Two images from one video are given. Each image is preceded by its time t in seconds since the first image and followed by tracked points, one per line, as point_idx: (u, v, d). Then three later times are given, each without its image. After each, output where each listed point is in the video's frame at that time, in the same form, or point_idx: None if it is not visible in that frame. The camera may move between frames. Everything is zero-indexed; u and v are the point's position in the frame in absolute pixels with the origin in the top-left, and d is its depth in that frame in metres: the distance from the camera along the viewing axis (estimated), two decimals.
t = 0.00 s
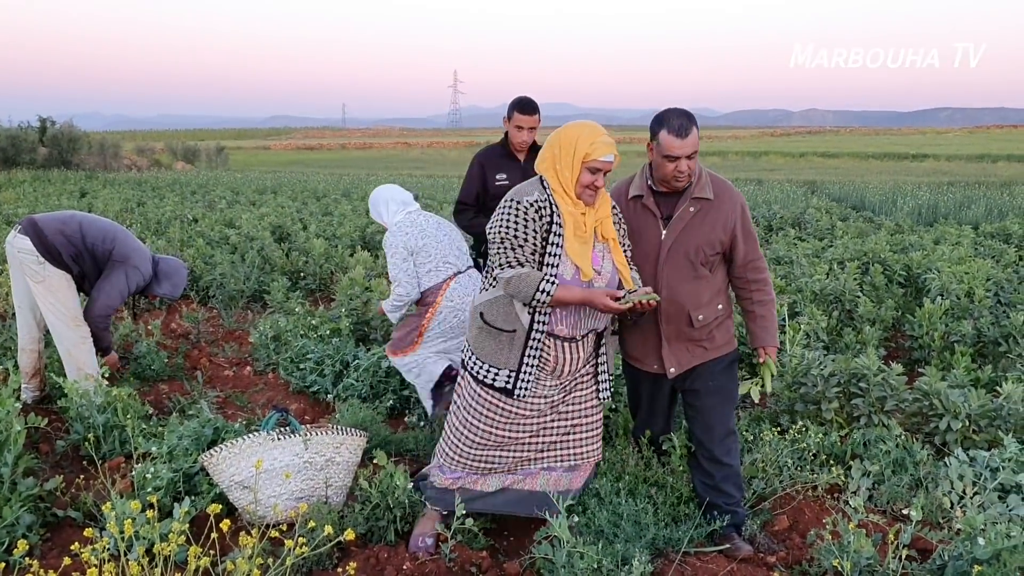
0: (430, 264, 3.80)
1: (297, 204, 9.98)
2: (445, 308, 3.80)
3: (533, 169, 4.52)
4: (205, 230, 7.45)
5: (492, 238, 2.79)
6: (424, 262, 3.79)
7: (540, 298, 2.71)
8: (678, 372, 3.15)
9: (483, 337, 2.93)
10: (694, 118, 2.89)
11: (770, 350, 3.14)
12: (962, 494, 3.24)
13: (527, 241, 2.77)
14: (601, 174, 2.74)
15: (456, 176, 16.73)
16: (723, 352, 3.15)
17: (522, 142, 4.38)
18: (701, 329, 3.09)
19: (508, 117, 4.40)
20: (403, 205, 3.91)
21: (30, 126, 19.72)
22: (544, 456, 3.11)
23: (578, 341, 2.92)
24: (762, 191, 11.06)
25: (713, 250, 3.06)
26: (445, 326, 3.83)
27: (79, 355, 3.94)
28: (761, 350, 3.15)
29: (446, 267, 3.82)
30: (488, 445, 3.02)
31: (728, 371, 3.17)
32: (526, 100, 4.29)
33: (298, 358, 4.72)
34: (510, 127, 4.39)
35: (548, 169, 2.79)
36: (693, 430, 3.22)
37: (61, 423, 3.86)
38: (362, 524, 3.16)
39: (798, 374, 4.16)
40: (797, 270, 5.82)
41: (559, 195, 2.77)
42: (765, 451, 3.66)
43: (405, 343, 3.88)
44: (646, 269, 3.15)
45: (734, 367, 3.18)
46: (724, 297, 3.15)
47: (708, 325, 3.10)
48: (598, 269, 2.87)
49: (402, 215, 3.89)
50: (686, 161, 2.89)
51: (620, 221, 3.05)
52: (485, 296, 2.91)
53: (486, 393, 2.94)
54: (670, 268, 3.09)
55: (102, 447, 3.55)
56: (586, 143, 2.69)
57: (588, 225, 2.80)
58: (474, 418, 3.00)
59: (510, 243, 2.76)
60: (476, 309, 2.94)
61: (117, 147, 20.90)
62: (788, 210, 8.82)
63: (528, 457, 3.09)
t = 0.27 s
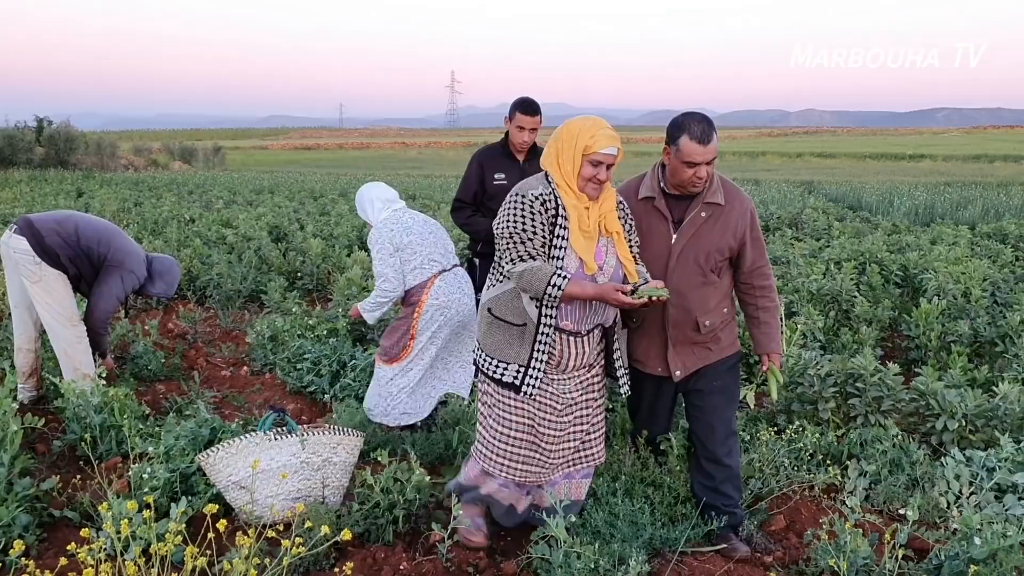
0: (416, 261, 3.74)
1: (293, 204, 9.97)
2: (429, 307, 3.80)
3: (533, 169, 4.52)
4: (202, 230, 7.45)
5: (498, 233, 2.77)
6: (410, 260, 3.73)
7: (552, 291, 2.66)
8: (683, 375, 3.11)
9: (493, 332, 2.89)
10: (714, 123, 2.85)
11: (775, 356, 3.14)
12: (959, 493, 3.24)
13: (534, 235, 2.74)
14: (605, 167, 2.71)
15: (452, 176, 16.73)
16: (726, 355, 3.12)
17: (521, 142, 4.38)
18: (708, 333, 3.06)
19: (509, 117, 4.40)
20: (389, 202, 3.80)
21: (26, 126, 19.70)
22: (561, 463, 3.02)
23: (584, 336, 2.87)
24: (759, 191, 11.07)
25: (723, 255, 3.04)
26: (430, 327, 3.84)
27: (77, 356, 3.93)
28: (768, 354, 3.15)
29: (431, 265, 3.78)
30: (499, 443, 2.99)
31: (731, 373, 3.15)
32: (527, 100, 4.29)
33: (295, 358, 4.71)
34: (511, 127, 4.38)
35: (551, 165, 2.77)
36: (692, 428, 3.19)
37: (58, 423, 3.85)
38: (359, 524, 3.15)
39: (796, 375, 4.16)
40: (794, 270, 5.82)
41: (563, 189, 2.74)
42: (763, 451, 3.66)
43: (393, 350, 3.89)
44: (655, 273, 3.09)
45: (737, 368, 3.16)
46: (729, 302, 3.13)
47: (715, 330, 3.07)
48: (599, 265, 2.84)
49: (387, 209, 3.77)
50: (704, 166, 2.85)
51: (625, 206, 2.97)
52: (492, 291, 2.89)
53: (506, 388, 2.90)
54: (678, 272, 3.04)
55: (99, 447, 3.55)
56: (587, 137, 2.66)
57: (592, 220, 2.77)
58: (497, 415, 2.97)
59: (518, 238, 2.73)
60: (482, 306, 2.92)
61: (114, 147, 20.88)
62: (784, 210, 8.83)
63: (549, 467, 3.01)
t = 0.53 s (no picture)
0: (395, 255, 3.79)
1: (289, 204, 9.97)
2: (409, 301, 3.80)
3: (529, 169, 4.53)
4: (198, 230, 7.45)
5: (479, 235, 2.73)
6: (390, 254, 3.78)
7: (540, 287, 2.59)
8: (689, 377, 3.09)
9: (483, 342, 2.83)
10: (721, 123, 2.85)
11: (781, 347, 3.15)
12: (953, 492, 3.25)
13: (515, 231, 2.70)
14: (578, 161, 2.70)
15: (448, 175, 16.73)
16: (728, 356, 3.13)
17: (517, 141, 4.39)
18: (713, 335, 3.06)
19: (506, 116, 4.41)
20: (376, 198, 3.87)
21: (21, 125, 19.66)
22: (565, 470, 2.94)
23: (577, 330, 2.83)
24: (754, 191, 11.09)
25: (727, 256, 3.04)
26: (413, 324, 3.82)
27: (72, 354, 3.93)
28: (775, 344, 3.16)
29: (410, 259, 3.81)
30: (500, 452, 2.90)
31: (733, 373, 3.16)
32: (524, 100, 4.30)
33: (291, 358, 4.71)
34: (508, 127, 4.39)
35: (525, 161, 2.77)
36: (689, 428, 3.19)
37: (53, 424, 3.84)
38: (354, 524, 3.15)
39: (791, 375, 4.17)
40: (789, 270, 5.84)
41: (539, 185, 2.73)
42: (758, 451, 3.67)
43: (378, 349, 3.87)
44: (660, 275, 3.06)
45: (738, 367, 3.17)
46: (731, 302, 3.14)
47: (719, 331, 3.07)
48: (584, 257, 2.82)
49: (370, 204, 3.84)
50: (711, 167, 2.85)
51: (604, 201, 3.00)
52: (478, 299, 2.83)
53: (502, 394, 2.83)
54: (685, 274, 3.02)
55: (94, 447, 3.54)
56: (555, 131, 2.65)
57: (570, 214, 2.76)
58: (492, 425, 2.90)
59: (496, 238, 2.69)
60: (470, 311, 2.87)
61: (109, 146, 20.85)
62: (779, 210, 8.85)
63: (556, 472, 2.91)
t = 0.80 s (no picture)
0: (382, 257, 3.85)
1: (287, 204, 9.97)
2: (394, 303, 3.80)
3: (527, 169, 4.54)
4: (196, 230, 7.44)
5: (465, 235, 2.73)
6: (376, 256, 3.84)
7: (525, 287, 2.60)
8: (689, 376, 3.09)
9: (474, 342, 2.82)
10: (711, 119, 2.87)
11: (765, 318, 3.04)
12: (952, 492, 3.26)
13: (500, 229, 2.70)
14: (559, 157, 2.71)
15: (446, 175, 16.72)
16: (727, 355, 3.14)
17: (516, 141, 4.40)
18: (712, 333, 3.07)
19: (502, 116, 4.42)
20: (378, 208, 3.99)
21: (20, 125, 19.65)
22: (556, 466, 2.96)
23: (569, 327, 2.84)
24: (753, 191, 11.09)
25: (723, 253, 3.05)
26: (398, 327, 3.82)
27: (71, 353, 3.93)
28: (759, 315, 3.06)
29: (396, 259, 3.85)
30: (491, 452, 2.90)
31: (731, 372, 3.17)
32: (522, 100, 4.31)
33: (290, 357, 4.71)
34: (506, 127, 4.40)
35: (508, 159, 2.77)
36: (686, 427, 3.19)
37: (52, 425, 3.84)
38: (354, 524, 3.15)
39: (789, 375, 4.18)
40: (788, 270, 5.85)
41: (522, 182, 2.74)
42: (757, 450, 3.68)
43: (367, 349, 3.88)
44: (658, 276, 3.07)
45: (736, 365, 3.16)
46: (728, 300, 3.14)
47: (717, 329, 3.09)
48: (572, 251, 2.83)
49: (367, 211, 3.97)
50: (701, 161, 2.86)
51: (590, 198, 3.01)
52: (468, 299, 2.82)
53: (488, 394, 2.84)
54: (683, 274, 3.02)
55: (94, 447, 3.54)
56: (532, 129, 2.65)
57: (555, 210, 2.76)
58: (482, 425, 2.90)
59: (481, 236, 2.68)
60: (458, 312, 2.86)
61: (108, 146, 20.83)
62: (778, 210, 8.86)
63: (543, 469, 2.92)
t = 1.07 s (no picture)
0: (382, 254, 3.89)
1: (285, 203, 9.96)
2: (390, 293, 3.74)
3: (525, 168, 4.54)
4: (194, 229, 7.43)
5: (460, 231, 2.73)
6: (376, 256, 3.90)
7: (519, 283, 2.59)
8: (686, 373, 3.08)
9: (471, 338, 2.81)
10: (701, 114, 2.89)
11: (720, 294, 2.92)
12: (950, 491, 3.26)
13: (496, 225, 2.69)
14: (558, 155, 2.71)
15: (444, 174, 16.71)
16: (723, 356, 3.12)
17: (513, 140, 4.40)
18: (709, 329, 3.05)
19: (497, 116, 4.41)
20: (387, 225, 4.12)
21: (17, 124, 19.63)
22: (552, 461, 2.97)
23: (566, 323, 2.84)
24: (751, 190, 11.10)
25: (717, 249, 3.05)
26: (394, 317, 3.73)
27: (68, 352, 3.91)
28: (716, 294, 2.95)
29: (394, 256, 3.87)
30: (488, 448, 2.89)
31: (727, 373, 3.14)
32: (519, 99, 4.31)
33: (288, 356, 4.71)
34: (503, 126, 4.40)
35: (503, 158, 2.76)
36: (684, 426, 3.18)
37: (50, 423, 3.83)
38: (352, 522, 3.15)
39: (787, 374, 4.18)
40: (786, 269, 5.85)
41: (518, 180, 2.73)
42: (755, 449, 3.68)
43: (367, 345, 3.82)
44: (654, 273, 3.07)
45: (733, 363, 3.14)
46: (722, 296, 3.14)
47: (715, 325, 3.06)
48: (569, 246, 2.83)
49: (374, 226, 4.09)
50: (689, 154, 2.87)
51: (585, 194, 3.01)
52: (466, 295, 2.82)
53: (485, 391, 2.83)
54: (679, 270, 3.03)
55: (92, 445, 3.54)
56: (533, 129, 2.64)
57: (551, 207, 2.76)
58: (479, 422, 2.89)
59: (476, 231, 2.68)
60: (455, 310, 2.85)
61: (105, 145, 20.81)
62: (776, 209, 8.87)
63: (540, 465, 2.93)
